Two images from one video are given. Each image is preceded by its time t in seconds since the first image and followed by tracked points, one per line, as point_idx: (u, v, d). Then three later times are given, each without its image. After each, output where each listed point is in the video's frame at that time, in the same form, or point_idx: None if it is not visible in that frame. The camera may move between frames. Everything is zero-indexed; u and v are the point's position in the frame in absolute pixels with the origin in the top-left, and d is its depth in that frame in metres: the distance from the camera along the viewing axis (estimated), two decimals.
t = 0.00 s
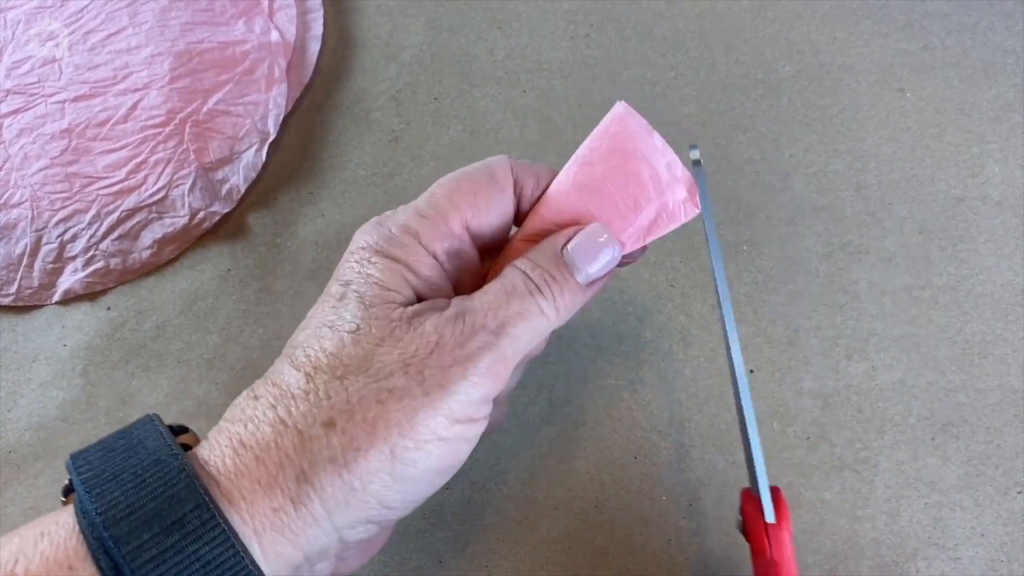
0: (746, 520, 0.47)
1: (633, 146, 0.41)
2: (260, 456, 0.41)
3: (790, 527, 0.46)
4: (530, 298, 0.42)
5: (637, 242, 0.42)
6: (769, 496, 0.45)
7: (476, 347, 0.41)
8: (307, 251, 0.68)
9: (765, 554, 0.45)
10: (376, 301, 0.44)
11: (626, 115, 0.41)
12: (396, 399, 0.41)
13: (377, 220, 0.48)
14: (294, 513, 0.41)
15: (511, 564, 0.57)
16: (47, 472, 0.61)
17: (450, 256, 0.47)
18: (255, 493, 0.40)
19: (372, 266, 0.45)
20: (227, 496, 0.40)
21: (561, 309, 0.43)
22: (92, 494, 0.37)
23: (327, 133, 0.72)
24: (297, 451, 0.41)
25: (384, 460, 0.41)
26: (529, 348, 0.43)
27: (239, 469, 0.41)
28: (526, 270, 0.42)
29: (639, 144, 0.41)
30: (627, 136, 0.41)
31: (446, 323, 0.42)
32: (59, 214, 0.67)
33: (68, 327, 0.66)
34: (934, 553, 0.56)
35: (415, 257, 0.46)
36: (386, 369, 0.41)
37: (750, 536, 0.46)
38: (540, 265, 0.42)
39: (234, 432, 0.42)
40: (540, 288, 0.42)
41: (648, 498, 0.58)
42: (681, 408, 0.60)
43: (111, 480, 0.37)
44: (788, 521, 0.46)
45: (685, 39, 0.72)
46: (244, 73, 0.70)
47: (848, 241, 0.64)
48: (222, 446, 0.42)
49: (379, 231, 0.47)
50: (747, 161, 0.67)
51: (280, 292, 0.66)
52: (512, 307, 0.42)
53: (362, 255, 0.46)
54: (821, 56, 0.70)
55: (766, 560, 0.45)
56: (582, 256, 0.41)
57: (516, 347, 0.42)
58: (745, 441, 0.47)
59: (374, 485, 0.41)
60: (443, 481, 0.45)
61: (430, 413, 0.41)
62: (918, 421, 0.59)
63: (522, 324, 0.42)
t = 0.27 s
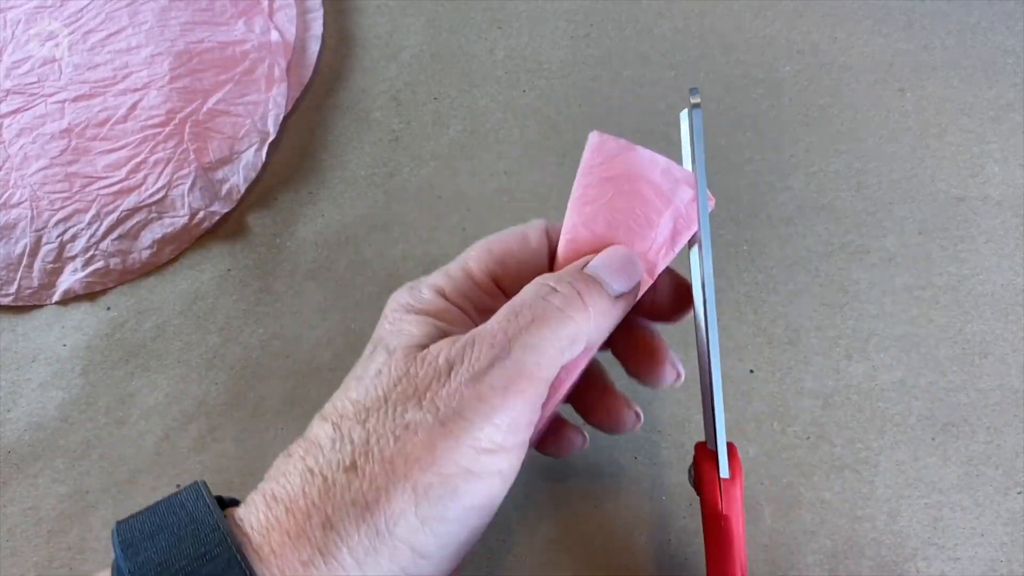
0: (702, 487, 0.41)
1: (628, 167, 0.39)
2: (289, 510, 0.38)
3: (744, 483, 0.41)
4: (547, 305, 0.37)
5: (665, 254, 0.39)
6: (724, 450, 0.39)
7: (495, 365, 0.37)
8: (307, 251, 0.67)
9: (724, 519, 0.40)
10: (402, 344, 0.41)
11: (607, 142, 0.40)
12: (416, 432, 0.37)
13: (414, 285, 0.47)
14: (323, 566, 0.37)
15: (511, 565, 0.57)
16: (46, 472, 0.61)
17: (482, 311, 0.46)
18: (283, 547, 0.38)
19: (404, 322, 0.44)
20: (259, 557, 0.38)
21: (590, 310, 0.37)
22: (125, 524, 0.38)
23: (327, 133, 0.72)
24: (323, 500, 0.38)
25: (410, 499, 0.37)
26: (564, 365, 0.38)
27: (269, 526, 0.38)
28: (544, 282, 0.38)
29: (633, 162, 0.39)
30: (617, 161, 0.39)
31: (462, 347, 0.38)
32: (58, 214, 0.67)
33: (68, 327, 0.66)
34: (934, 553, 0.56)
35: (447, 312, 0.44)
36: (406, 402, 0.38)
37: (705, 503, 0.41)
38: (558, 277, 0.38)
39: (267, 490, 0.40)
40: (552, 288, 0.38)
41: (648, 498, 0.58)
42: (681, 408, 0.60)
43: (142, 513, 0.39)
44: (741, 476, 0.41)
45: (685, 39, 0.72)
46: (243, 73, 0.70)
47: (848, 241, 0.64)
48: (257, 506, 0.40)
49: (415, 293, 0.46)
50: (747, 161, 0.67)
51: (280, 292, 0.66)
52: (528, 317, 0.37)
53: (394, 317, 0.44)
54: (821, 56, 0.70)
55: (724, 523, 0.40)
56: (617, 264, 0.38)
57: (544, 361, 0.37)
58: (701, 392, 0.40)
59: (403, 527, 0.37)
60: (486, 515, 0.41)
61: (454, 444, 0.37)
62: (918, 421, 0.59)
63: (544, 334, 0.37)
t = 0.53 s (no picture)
0: (698, 490, 0.41)
1: (592, 152, 0.39)
2: (244, 479, 0.38)
3: (739, 487, 0.41)
4: (523, 306, 0.38)
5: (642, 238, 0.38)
6: (718, 455, 0.39)
7: (468, 346, 0.38)
8: (307, 251, 0.67)
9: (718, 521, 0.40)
10: (365, 312, 0.41)
11: (569, 130, 0.39)
12: (386, 405, 0.37)
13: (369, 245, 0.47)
14: (280, 535, 0.37)
15: (510, 565, 0.57)
16: (46, 472, 0.61)
17: (443, 273, 0.46)
18: (238, 517, 0.38)
19: (363, 285, 0.43)
20: (210, 526, 0.38)
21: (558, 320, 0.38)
22: (72, 529, 0.35)
23: (327, 133, 0.72)
24: (281, 470, 0.38)
25: (375, 471, 0.37)
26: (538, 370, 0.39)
27: (223, 495, 0.38)
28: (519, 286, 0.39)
29: (597, 147, 0.39)
30: (581, 148, 0.39)
31: (434, 327, 0.39)
32: (58, 214, 0.67)
33: (68, 327, 0.66)
34: (934, 553, 0.55)
35: (406, 273, 0.44)
36: (376, 373, 0.38)
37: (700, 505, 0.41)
38: (534, 280, 0.39)
39: (220, 457, 0.40)
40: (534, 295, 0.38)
41: (648, 498, 0.58)
42: (681, 409, 0.60)
43: (90, 513, 0.36)
44: (736, 480, 0.41)
45: (685, 39, 0.72)
46: (243, 72, 0.70)
47: (848, 242, 0.64)
48: (208, 475, 0.40)
49: (372, 253, 0.45)
50: (747, 161, 0.67)
51: (279, 292, 0.66)
52: (504, 317, 0.38)
53: (352, 279, 0.44)
54: (821, 56, 0.70)
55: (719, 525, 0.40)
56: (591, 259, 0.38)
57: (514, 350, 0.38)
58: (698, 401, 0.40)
59: (365, 503, 0.38)
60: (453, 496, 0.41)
61: (422, 419, 0.37)
62: (918, 421, 0.59)
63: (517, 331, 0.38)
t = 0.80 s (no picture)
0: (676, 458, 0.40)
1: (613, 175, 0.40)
2: (259, 498, 0.38)
3: (718, 455, 0.39)
4: (545, 302, 0.38)
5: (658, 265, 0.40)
6: (694, 420, 0.38)
7: (489, 365, 0.37)
8: (307, 251, 0.67)
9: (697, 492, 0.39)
10: (394, 321, 0.40)
11: (587, 151, 0.40)
12: (405, 430, 0.37)
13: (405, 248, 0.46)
14: (293, 559, 0.37)
15: (511, 565, 0.57)
16: (46, 472, 0.61)
17: (480, 276, 0.46)
18: (251, 539, 0.37)
19: (397, 289, 0.43)
20: (220, 545, 0.37)
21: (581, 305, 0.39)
22: (77, 546, 0.35)
23: (327, 133, 0.72)
24: (297, 491, 0.37)
25: (393, 497, 0.37)
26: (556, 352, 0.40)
27: (235, 513, 0.38)
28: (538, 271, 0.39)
29: (617, 171, 0.40)
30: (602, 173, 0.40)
31: (456, 340, 0.38)
32: (58, 214, 0.67)
33: (67, 327, 0.66)
34: (934, 553, 0.55)
35: (442, 276, 0.44)
36: (396, 395, 0.38)
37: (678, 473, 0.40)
38: (546, 270, 0.40)
39: (234, 471, 0.39)
40: (554, 288, 0.39)
41: (648, 498, 0.58)
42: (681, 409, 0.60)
43: (96, 529, 0.36)
44: (715, 448, 0.39)
45: (685, 39, 0.72)
46: (243, 72, 0.70)
47: (848, 242, 0.64)
48: (220, 490, 0.39)
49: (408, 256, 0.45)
50: (747, 161, 0.67)
51: (279, 292, 0.66)
52: (525, 316, 0.38)
53: (387, 282, 0.43)
54: (821, 56, 0.70)
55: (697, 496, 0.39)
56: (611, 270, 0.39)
57: (534, 360, 0.38)
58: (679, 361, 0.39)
59: (382, 528, 0.37)
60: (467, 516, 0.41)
61: (441, 445, 0.37)
62: (918, 421, 0.59)
63: (538, 334, 0.38)
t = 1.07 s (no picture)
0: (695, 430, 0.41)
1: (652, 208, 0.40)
2: (276, 519, 0.37)
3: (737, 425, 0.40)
4: (576, 341, 0.39)
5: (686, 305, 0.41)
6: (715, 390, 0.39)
7: (519, 402, 0.38)
8: (307, 251, 0.67)
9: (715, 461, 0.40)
10: (419, 344, 0.41)
11: (627, 183, 0.40)
12: (432, 461, 0.37)
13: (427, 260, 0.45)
14: None
15: (510, 566, 0.57)
16: (46, 472, 0.61)
17: (504, 297, 0.45)
18: (266, 560, 0.37)
19: (420, 310, 0.42)
20: (233, 563, 0.37)
21: (610, 345, 0.40)
22: (87, 559, 0.35)
23: (327, 133, 0.72)
24: (317, 515, 0.37)
25: (415, 528, 0.37)
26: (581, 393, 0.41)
27: (250, 531, 0.37)
28: (569, 308, 0.40)
29: (655, 208, 0.39)
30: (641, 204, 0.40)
31: (488, 373, 0.39)
32: (58, 214, 0.67)
33: (67, 327, 0.66)
34: (934, 553, 0.55)
35: (466, 300, 0.43)
36: (422, 424, 0.38)
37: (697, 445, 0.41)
38: (585, 307, 0.40)
39: (249, 489, 0.39)
40: (584, 326, 0.40)
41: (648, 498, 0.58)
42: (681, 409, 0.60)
43: (107, 542, 0.35)
44: (736, 420, 0.40)
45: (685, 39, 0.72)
46: (243, 72, 0.70)
47: (849, 242, 0.64)
48: (233, 507, 0.38)
49: (431, 272, 0.44)
50: (747, 161, 0.67)
51: (280, 292, 0.66)
52: (556, 355, 0.39)
53: (408, 299, 0.43)
54: (821, 56, 0.70)
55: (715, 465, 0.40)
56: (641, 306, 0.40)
57: (561, 400, 0.39)
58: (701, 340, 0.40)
59: (399, 558, 0.38)
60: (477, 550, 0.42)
61: (466, 478, 0.38)
62: (918, 421, 0.59)
63: (568, 371, 0.39)
